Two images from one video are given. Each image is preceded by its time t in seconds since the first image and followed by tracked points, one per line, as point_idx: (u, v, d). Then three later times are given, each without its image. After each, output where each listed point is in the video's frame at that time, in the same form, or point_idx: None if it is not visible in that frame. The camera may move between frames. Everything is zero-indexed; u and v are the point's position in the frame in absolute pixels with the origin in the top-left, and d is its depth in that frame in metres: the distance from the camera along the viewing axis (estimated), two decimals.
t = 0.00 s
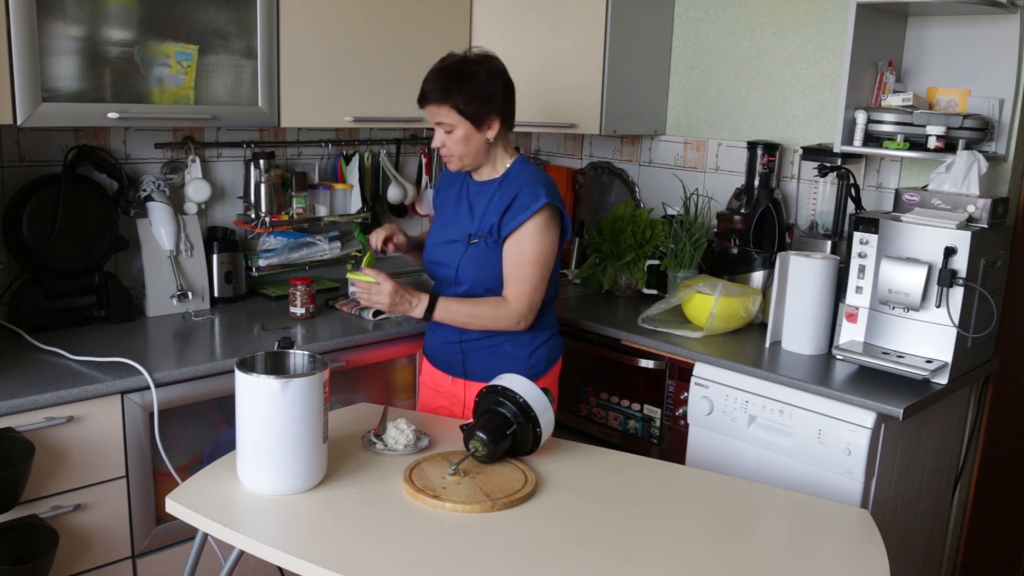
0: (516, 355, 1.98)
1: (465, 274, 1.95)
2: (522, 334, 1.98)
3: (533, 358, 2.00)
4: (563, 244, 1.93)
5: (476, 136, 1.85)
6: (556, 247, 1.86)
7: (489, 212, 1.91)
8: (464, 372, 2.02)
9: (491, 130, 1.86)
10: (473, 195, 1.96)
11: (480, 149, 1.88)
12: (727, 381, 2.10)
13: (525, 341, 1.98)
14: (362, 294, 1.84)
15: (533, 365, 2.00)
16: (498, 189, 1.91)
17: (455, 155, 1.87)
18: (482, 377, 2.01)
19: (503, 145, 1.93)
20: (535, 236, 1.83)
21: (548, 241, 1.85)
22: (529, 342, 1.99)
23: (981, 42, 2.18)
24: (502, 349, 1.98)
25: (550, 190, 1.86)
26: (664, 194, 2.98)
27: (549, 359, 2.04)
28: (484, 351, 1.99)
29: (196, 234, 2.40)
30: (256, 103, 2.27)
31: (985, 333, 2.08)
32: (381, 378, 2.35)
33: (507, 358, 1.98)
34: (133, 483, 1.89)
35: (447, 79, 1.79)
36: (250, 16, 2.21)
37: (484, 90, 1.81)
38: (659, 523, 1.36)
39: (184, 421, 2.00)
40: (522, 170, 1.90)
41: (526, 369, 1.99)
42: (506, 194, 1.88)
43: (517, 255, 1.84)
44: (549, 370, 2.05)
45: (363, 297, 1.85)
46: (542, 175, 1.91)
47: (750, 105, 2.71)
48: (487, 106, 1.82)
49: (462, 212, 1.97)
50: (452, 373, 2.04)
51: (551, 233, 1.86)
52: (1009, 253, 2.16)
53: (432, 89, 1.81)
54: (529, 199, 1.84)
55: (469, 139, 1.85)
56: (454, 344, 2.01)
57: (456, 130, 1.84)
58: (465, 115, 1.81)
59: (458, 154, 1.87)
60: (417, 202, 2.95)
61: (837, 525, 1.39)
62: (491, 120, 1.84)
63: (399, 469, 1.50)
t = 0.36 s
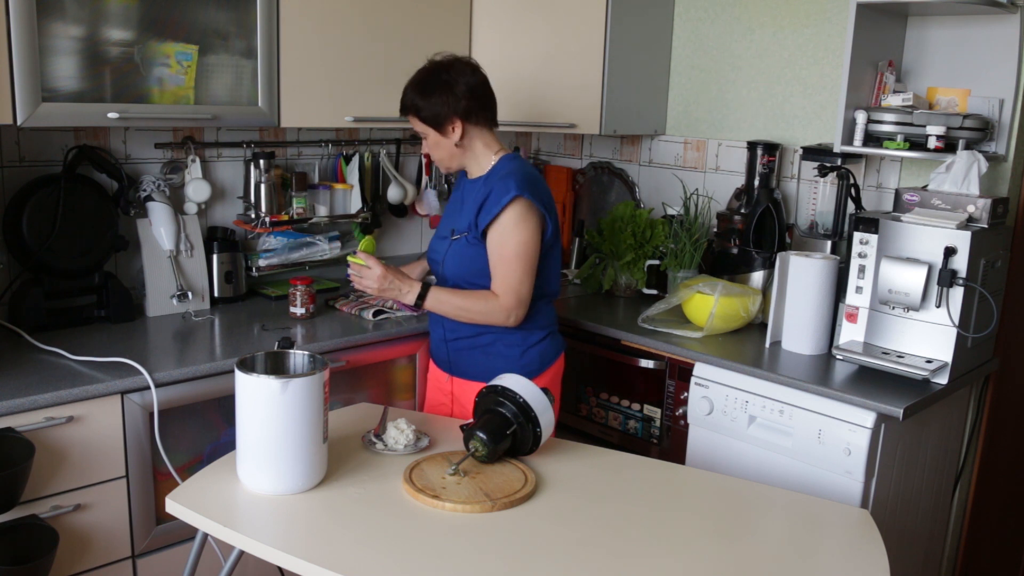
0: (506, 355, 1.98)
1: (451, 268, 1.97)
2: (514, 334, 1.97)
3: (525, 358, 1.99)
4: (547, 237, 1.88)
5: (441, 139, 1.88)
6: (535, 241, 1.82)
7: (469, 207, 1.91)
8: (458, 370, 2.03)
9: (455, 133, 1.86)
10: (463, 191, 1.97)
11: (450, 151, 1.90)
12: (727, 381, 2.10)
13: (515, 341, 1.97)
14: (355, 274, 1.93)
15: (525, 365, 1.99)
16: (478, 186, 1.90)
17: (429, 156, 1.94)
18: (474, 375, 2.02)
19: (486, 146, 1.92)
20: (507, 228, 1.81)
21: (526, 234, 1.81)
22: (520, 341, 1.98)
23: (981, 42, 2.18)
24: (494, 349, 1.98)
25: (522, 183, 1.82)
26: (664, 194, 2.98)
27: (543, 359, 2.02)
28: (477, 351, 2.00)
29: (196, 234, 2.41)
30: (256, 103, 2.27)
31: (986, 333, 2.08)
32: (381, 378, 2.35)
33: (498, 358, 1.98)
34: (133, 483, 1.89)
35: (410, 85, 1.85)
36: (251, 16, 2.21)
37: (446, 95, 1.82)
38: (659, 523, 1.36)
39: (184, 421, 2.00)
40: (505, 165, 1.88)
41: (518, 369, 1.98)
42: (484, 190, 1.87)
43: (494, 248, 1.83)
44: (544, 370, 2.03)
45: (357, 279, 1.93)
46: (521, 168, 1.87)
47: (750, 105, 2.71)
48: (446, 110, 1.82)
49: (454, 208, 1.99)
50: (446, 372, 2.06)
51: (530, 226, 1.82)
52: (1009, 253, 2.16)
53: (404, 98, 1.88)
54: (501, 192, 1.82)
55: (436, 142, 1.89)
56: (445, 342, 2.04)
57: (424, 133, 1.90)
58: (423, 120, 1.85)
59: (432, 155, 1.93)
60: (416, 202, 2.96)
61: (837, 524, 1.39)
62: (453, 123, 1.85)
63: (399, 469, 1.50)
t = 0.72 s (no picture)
0: (505, 358, 1.98)
1: (446, 269, 1.97)
2: (513, 337, 1.97)
3: (524, 360, 1.99)
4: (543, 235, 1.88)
5: (458, 127, 1.87)
6: (531, 239, 1.81)
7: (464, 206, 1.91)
8: (456, 372, 2.03)
9: (473, 121, 1.88)
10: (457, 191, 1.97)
11: (463, 141, 1.89)
12: (727, 381, 2.10)
13: (514, 344, 1.98)
14: (348, 269, 1.89)
15: (525, 367, 1.99)
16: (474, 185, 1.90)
17: (438, 148, 1.90)
18: (474, 378, 2.02)
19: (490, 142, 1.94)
20: (502, 227, 1.80)
21: (521, 232, 1.80)
22: (519, 344, 1.98)
23: (981, 42, 2.18)
24: (493, 353, 1.98)
25: (516, 179, 1.82)
26: (664, 194, 2.98)
27: (542, 363, 2.02)
28: (475, 354, 2.00)
29: (196, 234, 2.41)
30: (256, 103, 2.27)
31: (985, 333, 2.08)
32: (381, 378, 2.35)
33: (498, 361, 1.98)
34: (133, 483, 1.89)
35: (427, 72, 1.83)
36: (251, 16, 2.21)
37: (467, 81, 1.84)
38: (659, 523, 1.36)
39: (184, 421, 2.00)
40: (499, 163, 1.87)
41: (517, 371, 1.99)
42: (479, 187, 1.87)
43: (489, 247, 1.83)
44: (542, 373, 2.03)
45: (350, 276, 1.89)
46: (515, 165, 1.87)
47: (750, 105, 2.71)
48: (468, 95, 1.84)
49: (449, 208, 1.99)
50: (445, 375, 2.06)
51: (525, 224, 1.81)
52: (1009, 253, 2.16)
53: (412, 86, 1.86)
54: (495, 190, 1.82)
55: (452, 131, 1.87)
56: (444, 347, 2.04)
57: (438, 122, 1.87)
58: (445, 104, 1.84)
59: (440, 147, 1.89)
60: (416, 202, 2.96)
61: (837, 524, 1.39)
62: (474, 110, 1.87)
63: (399, 469, 1.50)
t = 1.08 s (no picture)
0: (517, 364, 1.97)
1: (460, 278, 1.92)
2: (522, 343, 1.97)
3: (534, 365, 1.99)
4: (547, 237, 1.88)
5: (461, 127, 1.80)
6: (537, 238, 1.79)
7: (473, 212, 1.87)
8: (468, 386, 1.99)
9: (476, 122, 1.82)
10: (455, 196, 1.93)
11: (463, 141, 1.82)
12: (727, 381, 2.10)
13: (524, 350, 1.98)
14: (332, 283, 1.61)
15: (535, 372, 2.00)
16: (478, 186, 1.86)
17: (437, 145, 1.80)
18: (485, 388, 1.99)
19: (479, 146, 1.90)
20: (514, 223, 1.77)
21: (533, 232, 1.79)
22: (529, 349, 1.98)
23: (981, 42, 2.18)
24: (504, 360, 1.97)
25: (530, 178, 1.82)
26: (664, 194, 2.98)
27: (549, 362, 2.03)
28: (485, 363, 1.97)
29: (196, 234, 2.41)
30: (256, 103, 2.27)
31: (986, 333, 2.08)
32: (381, 378, 2.35)
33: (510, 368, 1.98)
34: (133, 483, 1.89)
35: (433, 66, 1.74)
36: (251, 17, 2.21)
37: (473, 80, 1.77)
38: (659, 523, 1.36)
39: (185, 421, 2.00)
40: (504, 164, 1.86)
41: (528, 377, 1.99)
42: (488, 187, 1.85)
43: (490, 247, 1.78)
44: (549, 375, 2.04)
45: (333, 286, 1.62)
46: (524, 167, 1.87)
47: (750, 105, 2.71)
48: (475, 95, 1.78)
49: (447, 213, 1.94)
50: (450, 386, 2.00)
51: (536, 224, 1.80)
52: (1009, 253, 2.16)
53: (414, 79, 1.75)
54: (509, 191, 1.80)
55: (455, 130, 1.79)
56: (455, 359, 1.98)
57: (441, 119, 1.77)
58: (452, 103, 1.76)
59: (438, 145, 1.80)
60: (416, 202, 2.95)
61: (837, 524, 1.39)
62: (477, 111, 1.81)
63: (399, 469, 1.50)
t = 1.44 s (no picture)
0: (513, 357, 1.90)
1: (448, 289, 1.75)
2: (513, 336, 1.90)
3: (528, 356, 1.93)
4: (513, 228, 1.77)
5: (410, 137, 1.60)
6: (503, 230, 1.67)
7: (441, 219, 1.70)
8: (470, 392, 1.88)
9: (425, 131, 1.63)
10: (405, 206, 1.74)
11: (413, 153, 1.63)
12: (727, 381, 2.10)
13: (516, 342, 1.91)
14: (315, 328, 1.41)
15: (530, 363, 1.94)
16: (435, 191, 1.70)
17: (388, 158, 1.59)
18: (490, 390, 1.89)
19: (426, 161, 1.71)
20: (484, 220, 1.64)
21: (501, 228, 1.67)
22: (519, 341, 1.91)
23: (981, 42, 2.18)
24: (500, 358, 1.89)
25: (489, 172, 1.69)
26: (664, 194, 2.98)
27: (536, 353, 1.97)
28: (485, 366, 1.87)
29: (196, 234, 2.40)
30: (256, 103, 2.27)
31: (985, 333, 2.08)
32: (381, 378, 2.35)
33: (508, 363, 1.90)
34: (133, 483, 1.89)
35: (374, 71, 1.54)
36: (251, 17, 2.21)
37: (417, 83, 1.59)
38: (659, 523, 1.36)
39: (185, 422, 2.00)
40: (455, 164, 1.71)
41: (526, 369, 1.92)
42: (447, 190, 1.69)
43: (465, 249, 1.65)
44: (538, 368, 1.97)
45: (317, 334, 1.41)
46: (474, 163, 1.73)
47: (750, 105, 2.71)
48: (423, 101, 1.59)
49: (403, 226, 1.75)
50: (451, 397, 1.89)
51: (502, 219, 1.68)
52: (1009, 253, 2.16)
53: (353, 87, 1.54)
54: (476, 187, 1.66)
55: (405, 140, 1.59)
56: (454, 370, 1.85)
57: (389, 130, 1.57)
58: (400, 111, 1.56)
59: (388, 158, 1.59)
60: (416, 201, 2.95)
61: (837, 524, 1.39)
62: (426, 119, 1.62)
63: (399, 469, 1.50)
